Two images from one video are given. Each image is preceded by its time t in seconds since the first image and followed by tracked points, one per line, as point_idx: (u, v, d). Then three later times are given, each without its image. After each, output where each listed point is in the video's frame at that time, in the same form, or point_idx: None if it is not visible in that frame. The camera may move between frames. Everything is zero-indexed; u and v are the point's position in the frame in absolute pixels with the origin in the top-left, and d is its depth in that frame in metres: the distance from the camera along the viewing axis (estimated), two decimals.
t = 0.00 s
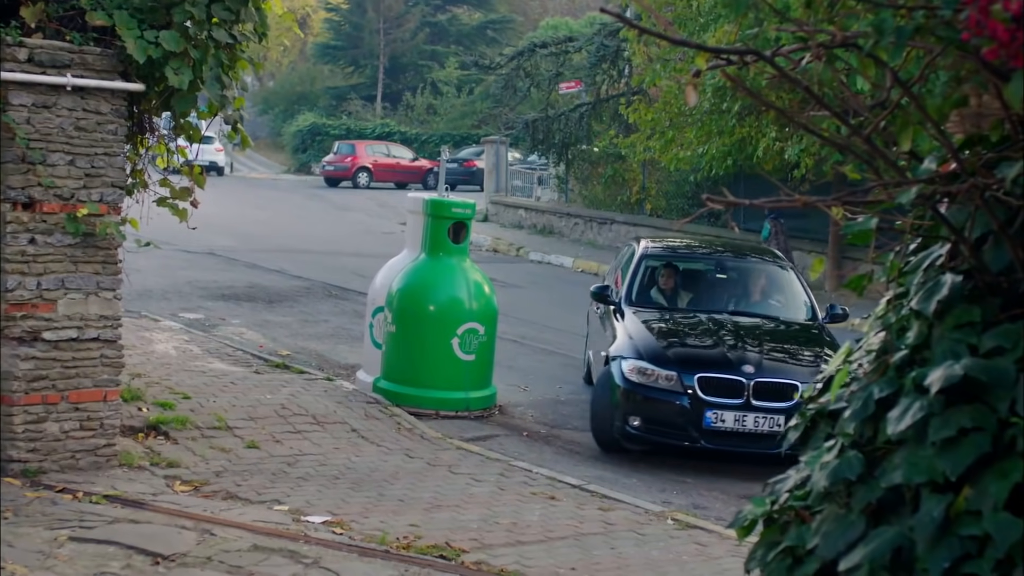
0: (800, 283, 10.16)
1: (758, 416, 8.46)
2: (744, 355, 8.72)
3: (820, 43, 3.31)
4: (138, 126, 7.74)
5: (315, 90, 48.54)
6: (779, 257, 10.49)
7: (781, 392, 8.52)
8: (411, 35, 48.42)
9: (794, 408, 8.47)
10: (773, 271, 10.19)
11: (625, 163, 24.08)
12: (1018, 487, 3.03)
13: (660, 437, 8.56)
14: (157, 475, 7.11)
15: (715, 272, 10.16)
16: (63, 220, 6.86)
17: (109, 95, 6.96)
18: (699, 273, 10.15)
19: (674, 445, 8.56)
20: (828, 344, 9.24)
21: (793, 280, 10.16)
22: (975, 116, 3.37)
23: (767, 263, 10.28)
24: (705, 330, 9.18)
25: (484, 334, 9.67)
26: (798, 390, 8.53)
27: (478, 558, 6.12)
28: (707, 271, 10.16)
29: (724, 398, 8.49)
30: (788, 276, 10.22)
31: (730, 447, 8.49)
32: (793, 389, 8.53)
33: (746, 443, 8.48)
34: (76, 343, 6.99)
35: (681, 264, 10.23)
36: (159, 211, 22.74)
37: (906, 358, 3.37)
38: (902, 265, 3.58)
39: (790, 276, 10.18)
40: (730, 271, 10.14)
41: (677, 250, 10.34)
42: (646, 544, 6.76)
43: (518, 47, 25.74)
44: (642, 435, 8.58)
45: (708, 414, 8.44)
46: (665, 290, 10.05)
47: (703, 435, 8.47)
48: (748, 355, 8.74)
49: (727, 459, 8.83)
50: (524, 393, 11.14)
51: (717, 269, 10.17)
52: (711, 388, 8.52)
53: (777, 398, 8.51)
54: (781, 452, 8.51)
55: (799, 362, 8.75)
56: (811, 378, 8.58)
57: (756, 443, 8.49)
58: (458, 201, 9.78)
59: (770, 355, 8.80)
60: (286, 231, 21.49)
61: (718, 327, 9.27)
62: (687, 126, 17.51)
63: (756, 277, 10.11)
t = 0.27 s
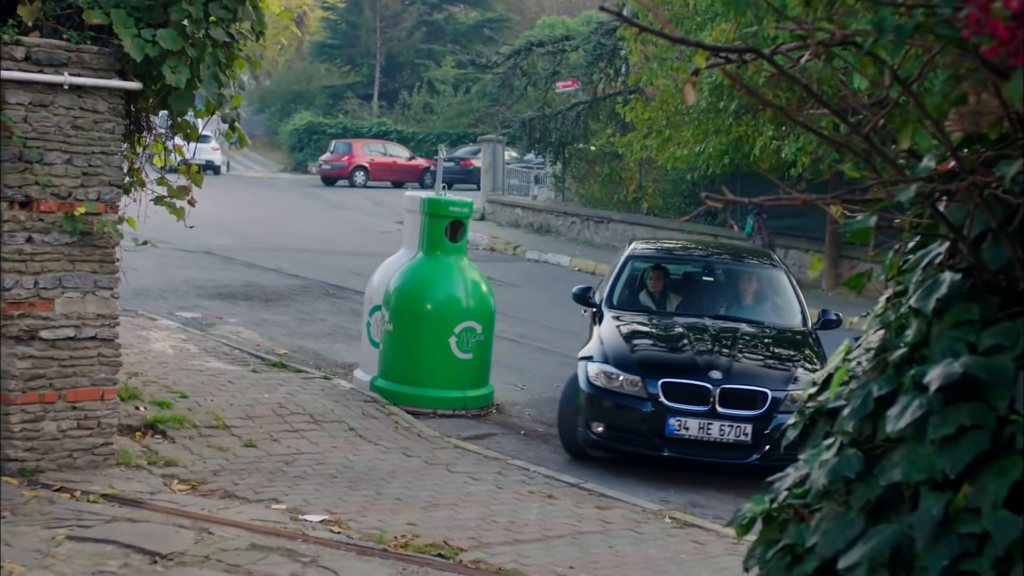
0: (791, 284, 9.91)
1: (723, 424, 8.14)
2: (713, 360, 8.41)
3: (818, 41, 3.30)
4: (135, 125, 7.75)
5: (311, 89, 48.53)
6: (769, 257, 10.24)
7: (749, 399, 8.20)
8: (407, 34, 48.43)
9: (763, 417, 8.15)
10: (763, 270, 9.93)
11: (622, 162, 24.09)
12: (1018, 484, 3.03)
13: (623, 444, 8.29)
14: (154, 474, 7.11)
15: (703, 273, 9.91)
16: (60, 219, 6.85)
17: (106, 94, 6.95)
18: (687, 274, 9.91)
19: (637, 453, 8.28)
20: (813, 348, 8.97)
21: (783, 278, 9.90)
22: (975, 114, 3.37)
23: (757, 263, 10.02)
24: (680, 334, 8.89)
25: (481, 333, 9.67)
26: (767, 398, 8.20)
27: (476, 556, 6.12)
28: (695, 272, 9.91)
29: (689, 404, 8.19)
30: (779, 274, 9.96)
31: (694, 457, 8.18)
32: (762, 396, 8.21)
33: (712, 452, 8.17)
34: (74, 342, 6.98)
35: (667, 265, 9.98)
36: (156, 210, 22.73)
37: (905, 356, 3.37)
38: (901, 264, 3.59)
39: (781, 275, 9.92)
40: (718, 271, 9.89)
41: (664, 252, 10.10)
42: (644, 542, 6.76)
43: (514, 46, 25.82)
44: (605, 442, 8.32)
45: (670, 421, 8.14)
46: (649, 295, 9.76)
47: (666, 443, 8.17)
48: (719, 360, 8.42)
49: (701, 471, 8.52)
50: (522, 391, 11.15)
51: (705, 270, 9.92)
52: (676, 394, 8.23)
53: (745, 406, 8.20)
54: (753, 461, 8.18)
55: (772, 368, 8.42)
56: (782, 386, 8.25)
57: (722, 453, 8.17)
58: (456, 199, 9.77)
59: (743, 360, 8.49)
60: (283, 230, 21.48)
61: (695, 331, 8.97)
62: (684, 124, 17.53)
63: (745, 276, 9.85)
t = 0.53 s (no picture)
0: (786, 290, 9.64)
1: (695, 432, 7.91)
2: (689, 366, 8.18)
3: (817, 39, 3.31)
4: (134, 124, 7.74)
5: (309, 88, 48.50)
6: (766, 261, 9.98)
7: (723, 406, 7.96)
8: (406, 32, 48.43)
9: (735, 426, 7.92)
10: (758, 273, 9.67)
11: (621, 160, 24.09)
12: (1018, 482, 3.03)
13: (595, 450, 8.11)
14: (153, 473, 7.11)
15: (695, 277, 9.68)
16: (58, 218, 6.84)
17: (104, 93, 6.94)
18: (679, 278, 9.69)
19: (609, 459, 8.10)
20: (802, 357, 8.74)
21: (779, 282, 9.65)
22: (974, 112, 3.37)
23: (751, 266, 9.77)
24: (661, 339, 8.67)
25: (480, 331, 9.67)
26: (740, 407, 7.97)
27: (475, 555, 6.12)
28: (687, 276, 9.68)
29: (660, 411, 7.98)
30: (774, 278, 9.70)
31: (666, 464, 7.95)
32: (736, 404, 7.98)
33: (682, 461, 7.94)
34: (72, 341, 6.98)
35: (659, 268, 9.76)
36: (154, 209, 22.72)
37: (904, 354, 3.38)
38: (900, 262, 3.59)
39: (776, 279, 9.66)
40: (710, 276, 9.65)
41: (655, 255, 9.88)
42: (643, 540, 6.76)
43: (512, 45, 25.77)
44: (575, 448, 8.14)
45: (640, 427, 7.94)
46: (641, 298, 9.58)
47: (636, 450, 7.97)
48: (693, 365, 8.20)
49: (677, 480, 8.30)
50: (520, 390, 11.14)
51: (698, 274, 9.69)
52: (649, 400, 8.02)
53: (719, 414, 7.97)
54: (726, 471, 7.95)
55: (749, 376, 8.18)
56: (757, 395, 8.01)
57: (693, 461, 7.94)
58: (454, 198, 9.75)
59: (721, 366, 8.25)
60: (281, 229, 21.48)
61: (677, 337, 8.74)
62: (682, 123, 17.53)
63: (738, 280, 9.61)
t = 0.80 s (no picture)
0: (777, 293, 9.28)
1: (663, 434, 7.49)
2: (662, 365, 7.80)
3: (818, 36, 3.31)
4: (133, 122, 7.74)
5: (308, 86, 48.52)
6: (759, 259, 9.67)
7: (692, 406, 7.55)
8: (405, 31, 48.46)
9: (706, 427, 7.50)
10: (749, 270, 9.37)
11: (620, 159, 24.11)
12: (1018, 480, 3.03)
13: (561, 453, 7.72)
14: (152, 471, 7.11)
15: (685, 275, 9.39)
16: (58, 216, 6.84)
17: (103, 91, 6.94)
18: (668, 276, 9.39)
19: (575, 463, 7.71)
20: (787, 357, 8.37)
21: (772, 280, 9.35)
22: (974, 110, 3.38)
23: (743, 263, 9.46)
24: (638, 339, 8.29)
25: (479, 330, 9.67)
26: (712, 407, 7.54)
27: (475, 553, 6.12)
28: (676, 275, 9.39)
29: (627, 411, 7.59)
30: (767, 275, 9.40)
31: (632, 467, 7.54)
32: (706, 405, 7.55)
33: (650, 464, 7.51)
34: (72, 339, 6.98)
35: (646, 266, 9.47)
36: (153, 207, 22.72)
37: (905, 351, 3.37)
38: (901, 260, 3.59)
39: (769, 277, 9.35)
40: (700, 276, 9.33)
41: (643, 253, 9.58)
42: (643, 538, 6.76)
43: (511, 43, 25.72)
44: (540, 450, 7.77)
45: (606, 428, 7.55)
46: (628, 297, 9.29)
47: (602, 452, 7.58)
48: (666, 364, 7.82)
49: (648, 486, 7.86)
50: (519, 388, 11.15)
51: (688, 272, 9.39)
52: (616, 401, 7.64)
53: (689, 415, 7.55)
54: (695, 476, 7.51)
55: (724, 375, 7.75)
56: (729, 395, 7.58)
57: (660, 465, 7.50)
58: (454, 197, 9.77)
59: (697, 365, 7.87)
60: (280, 227, 21.48)
61: (655, 338, 8.37)
62: (681, 122, 17.53)
63: (729, 278, 9.31)
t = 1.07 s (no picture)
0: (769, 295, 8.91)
1: (630, 439, 7.18)
2: (634, 368, 7.49)
3: (820, 33, 3.32)
4: (134, 120, 7.74)
5: (308, 85, 48.53)
6: (750, 257, 9.31)
7: (661, 411, 7.24)
8: (405, 30, 48.48)
9: (675, 433, 7.17)
10: (739, 269, 9.00)
11: (620, 157, 24.11)
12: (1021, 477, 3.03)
13: (527, 459, 7.44)
14: (154, 470, 7.10)
15: (672, 275, 9.03)
16: (59, 214, 6.84)
17: (105, 89, 6.94)
18: (655, 275, 9.04)
19: (542, 470, 7.43)
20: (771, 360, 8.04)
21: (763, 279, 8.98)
22: (975, 108, 3.39)
23: (733, 262, 9.09)
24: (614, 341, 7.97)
25: (480, 327, 9.67)
26: (682, 412, 7.21)
27: (476, 551, 6.12)
28: (663, 275, 9.03)
29: (593, 416, 7.30)
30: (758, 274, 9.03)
31: (598, 474, 7.24)
32: (676, 410, 7.22)
33: (616, 471, 7.21)
34: (73, 337, 6.98)
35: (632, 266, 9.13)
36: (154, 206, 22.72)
37: (907, 348, 3.37)
38: (903, 257, 3.59)
39: (760, 275, 8.99)
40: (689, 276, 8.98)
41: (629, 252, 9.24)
42: (644, 536, 6.76)
43: (512, 42, 25.74)
44: (506, 456, 7.50)
45: (571, 434, 7.27)
46: (614, 299, 8.97)
47: (567, 459, 7.29)
48: (636, 367, 7.50)
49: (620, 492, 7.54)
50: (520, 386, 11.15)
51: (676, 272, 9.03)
52: (583, 405, 7.35)
53: (658, 420, 7.23)
54: (663, 483, 7.19)
55: (698, 378, 7.42)
56: (701, 399, 7.24)
57: (627, 471, 7.20)
58: (454, 194, 9.74)
59: (670, 367, 7.55)
60: (281, 226, 21.47)
61: (633, 340, 8.04)
62: (682, 120, 17.52)
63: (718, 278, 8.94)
